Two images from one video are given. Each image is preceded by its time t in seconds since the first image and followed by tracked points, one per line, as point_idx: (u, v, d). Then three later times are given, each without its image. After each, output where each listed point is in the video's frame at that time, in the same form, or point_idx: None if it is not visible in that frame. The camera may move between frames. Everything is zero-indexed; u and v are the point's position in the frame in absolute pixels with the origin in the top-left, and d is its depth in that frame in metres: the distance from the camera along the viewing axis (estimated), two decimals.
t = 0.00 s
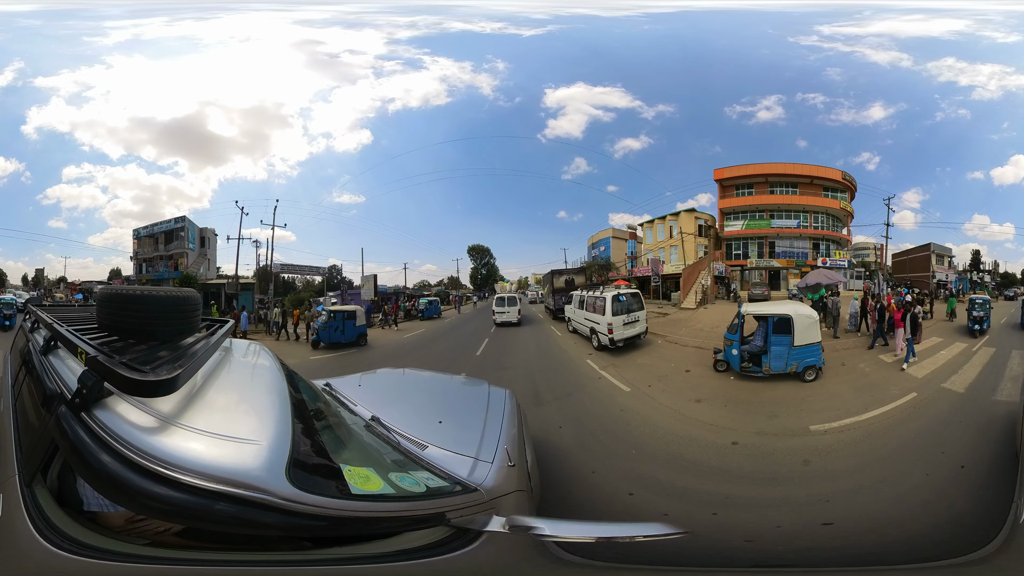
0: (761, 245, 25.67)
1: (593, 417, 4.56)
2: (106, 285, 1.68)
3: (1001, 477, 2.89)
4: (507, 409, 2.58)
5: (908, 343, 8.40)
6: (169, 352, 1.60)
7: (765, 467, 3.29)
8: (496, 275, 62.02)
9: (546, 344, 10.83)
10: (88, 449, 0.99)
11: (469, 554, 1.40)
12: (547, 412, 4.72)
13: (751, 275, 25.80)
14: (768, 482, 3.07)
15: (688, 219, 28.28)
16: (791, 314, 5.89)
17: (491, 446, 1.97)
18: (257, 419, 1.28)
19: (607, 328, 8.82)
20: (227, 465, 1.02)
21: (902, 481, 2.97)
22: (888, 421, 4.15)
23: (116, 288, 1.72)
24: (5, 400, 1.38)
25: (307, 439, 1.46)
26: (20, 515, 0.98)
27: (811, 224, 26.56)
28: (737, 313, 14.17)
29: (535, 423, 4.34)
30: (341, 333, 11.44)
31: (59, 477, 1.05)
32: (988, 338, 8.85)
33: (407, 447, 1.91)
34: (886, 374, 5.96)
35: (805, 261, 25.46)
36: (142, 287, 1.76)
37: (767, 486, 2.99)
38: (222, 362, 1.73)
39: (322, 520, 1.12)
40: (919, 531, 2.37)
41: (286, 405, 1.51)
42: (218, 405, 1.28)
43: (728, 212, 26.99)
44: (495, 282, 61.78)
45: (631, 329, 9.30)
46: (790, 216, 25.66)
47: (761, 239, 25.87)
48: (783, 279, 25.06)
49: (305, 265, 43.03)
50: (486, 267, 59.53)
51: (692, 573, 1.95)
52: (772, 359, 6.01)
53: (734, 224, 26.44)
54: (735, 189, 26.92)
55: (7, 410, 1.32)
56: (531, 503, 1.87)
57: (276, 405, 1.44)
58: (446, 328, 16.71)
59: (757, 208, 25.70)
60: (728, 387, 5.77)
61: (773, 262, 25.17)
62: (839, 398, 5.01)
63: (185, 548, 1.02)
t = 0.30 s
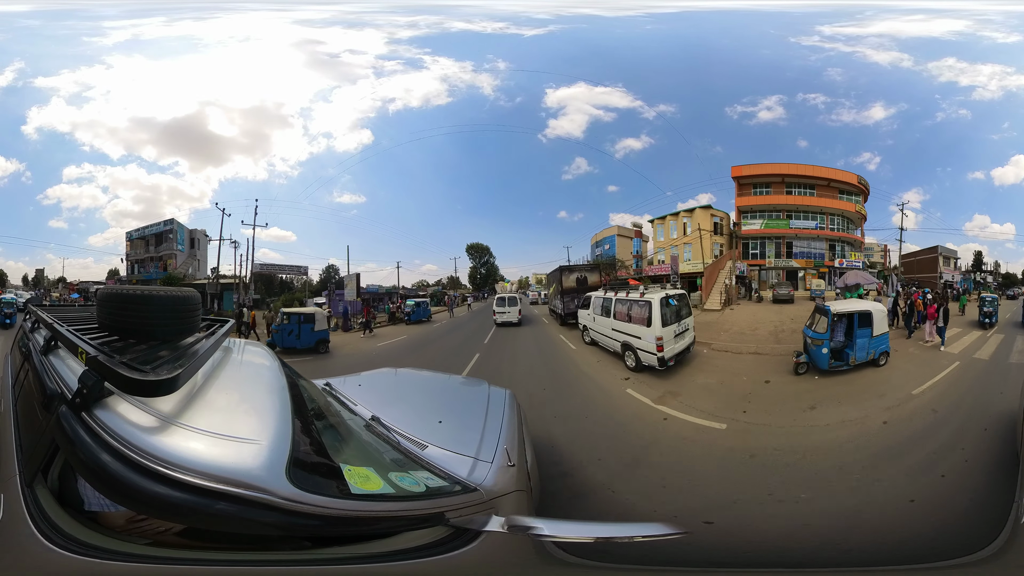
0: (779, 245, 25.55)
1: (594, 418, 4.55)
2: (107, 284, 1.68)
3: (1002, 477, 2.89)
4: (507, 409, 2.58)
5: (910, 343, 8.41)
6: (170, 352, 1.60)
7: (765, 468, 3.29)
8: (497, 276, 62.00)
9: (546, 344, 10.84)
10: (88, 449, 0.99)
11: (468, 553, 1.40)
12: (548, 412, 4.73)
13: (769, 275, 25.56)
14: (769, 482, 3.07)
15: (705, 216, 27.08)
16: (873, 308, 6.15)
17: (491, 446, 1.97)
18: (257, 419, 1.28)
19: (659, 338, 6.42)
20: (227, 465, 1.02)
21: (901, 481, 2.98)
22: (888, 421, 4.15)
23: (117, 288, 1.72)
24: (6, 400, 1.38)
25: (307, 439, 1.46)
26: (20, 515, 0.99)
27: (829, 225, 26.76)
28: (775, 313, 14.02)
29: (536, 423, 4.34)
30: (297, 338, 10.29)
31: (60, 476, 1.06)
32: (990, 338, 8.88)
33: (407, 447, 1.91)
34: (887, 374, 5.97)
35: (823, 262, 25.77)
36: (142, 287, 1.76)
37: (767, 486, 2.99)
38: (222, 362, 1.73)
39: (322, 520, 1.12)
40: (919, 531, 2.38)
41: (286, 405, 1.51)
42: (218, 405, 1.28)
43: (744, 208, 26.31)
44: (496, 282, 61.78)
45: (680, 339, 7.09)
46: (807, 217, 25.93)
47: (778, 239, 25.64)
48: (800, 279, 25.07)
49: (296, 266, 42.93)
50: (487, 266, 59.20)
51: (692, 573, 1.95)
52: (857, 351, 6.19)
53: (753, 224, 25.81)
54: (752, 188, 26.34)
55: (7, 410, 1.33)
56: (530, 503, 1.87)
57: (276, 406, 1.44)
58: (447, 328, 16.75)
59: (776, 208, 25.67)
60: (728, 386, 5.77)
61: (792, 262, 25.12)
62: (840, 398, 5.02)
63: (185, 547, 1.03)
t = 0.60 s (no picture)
0: (796, 245, 25.32)
1: (594, 418, 4.56)
2: (107, 284, 1.69)
3: (1005, 477, 2.89)
4: (507, 409, 2.58)
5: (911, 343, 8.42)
6: (170, 352, 1.60)
7: (765, 468, 3.29)
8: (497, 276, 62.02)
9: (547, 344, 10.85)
10: (88, 448, 0.99)
11: (469, 553, 1.40)
12: (549, 412, 4.73)
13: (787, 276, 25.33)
14: (769, 481, 3.07)
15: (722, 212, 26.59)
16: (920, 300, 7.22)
17: (491, 446, 1.98)
18: (257, 419, 1.28)
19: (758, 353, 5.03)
20: (228, 465, 1.02)
21: (900, 480, 2.99)
22: (888, 420, 4.16)
23: (117, 288, 1.73)
24: (5, 401, 1.38)
25: (307, 439, 1.46)
26: (20, 515, 0.99)
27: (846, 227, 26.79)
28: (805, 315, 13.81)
29: (536, 423, 4.34)
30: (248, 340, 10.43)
31: (60, 476, 1.06)
32: (991, 338, 8.89)
33: (407, 447, 1.91)
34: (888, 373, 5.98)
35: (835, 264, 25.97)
36: (142, 287, 1.76)
37: (767, 486, 2.99)
38: (222, 362, 1.72)
39: (322, 519, 1.12)
40: (920, 530, 2.38)
41: (287, 405, 1.52)
42: (218, 404, 1.28)
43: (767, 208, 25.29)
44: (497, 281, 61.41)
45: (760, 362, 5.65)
46: (823, 219, 25.92)
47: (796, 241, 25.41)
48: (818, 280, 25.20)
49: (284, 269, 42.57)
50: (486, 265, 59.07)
51: (693, 573, 1.96)
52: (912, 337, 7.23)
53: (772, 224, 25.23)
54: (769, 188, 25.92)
55: (7, 411, 1.33)
56: (530, 503, 1.87)
57: (276, 406, 1.44)
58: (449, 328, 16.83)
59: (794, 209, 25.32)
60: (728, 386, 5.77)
61: (810, 262, 25.16)
62: (840, 397, 5.02)
63: (185, 547, 1.03)
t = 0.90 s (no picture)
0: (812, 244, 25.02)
1: (595, 418, 4.57)
2: (107, 283, 1.69)
3: (1007, 476, 2.89)
4: (507, 409, 2.59)
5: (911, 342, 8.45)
6: (170, 352, 1.60)
7: (766, 467, 3.30)
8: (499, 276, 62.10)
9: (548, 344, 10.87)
10: (88, 448, 0.99)
11: (470, 553, 1.40)
12: (549, 413, 4.73)
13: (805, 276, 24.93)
14: (770, 481, 3.07)
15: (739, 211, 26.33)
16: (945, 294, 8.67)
17: (491, 446, 1.98)
18: (257, 419, 1.28)
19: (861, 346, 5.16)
20: (227, 465, 1.02)
21: (901, 480, 2.99)
22: (889, 420, 4.16)
23: (117, 287, 1.73)
24: (6, 400, 1.39)
25: (307, 439, 1.46)
26: (20, 515, 0.99)
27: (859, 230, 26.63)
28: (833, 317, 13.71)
29: (536, 423, 4.35)
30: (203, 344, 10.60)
31: (60, 476, 1.06)
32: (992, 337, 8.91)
33: (407, 447, 1.91)
34: (888, 373, 6.00)
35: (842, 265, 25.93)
36: (143, 287, 1.77)
37: (767, 486, 2.99)
38: (222, 362, 1.73)
39: (322, 519, 1.12)
40: (920, 530, 2.39)
41: (287, 405, 1.52)
42: (218, 404, 1.28)
43: (784, 208, 24.91)
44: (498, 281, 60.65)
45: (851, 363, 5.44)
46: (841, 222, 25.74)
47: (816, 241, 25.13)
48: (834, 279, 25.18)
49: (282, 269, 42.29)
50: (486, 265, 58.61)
51: (693, 573, 1.96)
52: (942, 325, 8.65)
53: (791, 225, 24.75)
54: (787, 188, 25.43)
55: (8, 410, 1.33)
56: (530, 503, 1.87)
57: (276, 406, 1.44)
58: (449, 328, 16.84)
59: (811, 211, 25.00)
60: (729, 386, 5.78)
61: (826, 262, 25.11)
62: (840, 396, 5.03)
63: (185, 547, 1.03)
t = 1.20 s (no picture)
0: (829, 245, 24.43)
1: (595, 418, 4.57)
2: (108, 283, 1.70)
3: (1006, 477, 2.89)
4: (506, 409, 2.60)
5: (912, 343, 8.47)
6: (169, 351, 1.59)
7: (767, 468, 3.30)
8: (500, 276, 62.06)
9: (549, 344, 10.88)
10: (88, 446, 1.00)
11: (467, 552, 1.42)
12: (550, 413, 4.74)
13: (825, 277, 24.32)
14: (768, 482, 3.07)
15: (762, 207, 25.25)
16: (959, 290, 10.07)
17: (490, 447, 1.98)
18: (257, 418, 1.28)
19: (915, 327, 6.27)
20: (226, 464, 1.03)
21: (900, 481, 2.99)
22: (889, 420, 4.17)
23: (116, 287, 1.74)
24: (7, 400, 1.39)
25: (307, 439, 1.46)
26: (20, 513, 0.99)
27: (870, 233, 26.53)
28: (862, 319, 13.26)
29: (536, 424, 4.35)
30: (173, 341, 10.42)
31: (60, 475, 1.06)
32: (992, 338, 8.93)
33: (406, 447, 1.92)
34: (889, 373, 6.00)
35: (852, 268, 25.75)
36: (144, 286, 1.78)
37: (766, 487, 3.00)
38: (223, 361, 1.73)
39: (320, 519, 1.12)
40: (920, 531, 2.38)
41: (287, 405, 1.52)
42: (218, 403, 1.28)
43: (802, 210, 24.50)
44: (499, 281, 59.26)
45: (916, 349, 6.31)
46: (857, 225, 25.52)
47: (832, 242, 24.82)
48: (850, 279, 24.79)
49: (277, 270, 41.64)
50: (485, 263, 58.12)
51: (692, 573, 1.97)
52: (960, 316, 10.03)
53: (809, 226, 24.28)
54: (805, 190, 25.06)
55: (8, 409, 1.33)
56: (528, 504, 1.88)
57: (276, 406, 1.44)
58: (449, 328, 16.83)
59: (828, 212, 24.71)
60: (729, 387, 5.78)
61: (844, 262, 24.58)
62: (840, 396, 5.04)
63: (184, 547, 1.03)
